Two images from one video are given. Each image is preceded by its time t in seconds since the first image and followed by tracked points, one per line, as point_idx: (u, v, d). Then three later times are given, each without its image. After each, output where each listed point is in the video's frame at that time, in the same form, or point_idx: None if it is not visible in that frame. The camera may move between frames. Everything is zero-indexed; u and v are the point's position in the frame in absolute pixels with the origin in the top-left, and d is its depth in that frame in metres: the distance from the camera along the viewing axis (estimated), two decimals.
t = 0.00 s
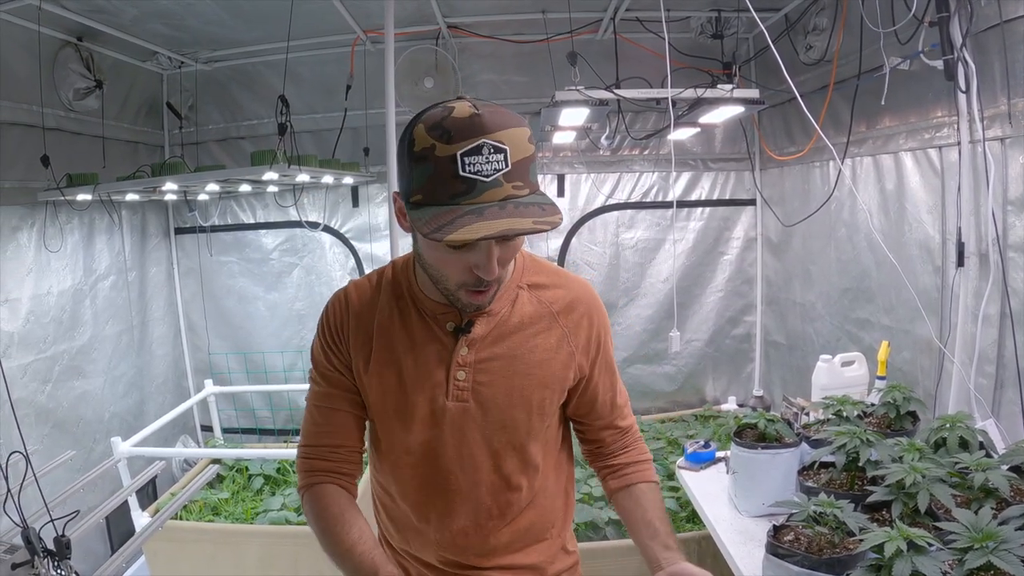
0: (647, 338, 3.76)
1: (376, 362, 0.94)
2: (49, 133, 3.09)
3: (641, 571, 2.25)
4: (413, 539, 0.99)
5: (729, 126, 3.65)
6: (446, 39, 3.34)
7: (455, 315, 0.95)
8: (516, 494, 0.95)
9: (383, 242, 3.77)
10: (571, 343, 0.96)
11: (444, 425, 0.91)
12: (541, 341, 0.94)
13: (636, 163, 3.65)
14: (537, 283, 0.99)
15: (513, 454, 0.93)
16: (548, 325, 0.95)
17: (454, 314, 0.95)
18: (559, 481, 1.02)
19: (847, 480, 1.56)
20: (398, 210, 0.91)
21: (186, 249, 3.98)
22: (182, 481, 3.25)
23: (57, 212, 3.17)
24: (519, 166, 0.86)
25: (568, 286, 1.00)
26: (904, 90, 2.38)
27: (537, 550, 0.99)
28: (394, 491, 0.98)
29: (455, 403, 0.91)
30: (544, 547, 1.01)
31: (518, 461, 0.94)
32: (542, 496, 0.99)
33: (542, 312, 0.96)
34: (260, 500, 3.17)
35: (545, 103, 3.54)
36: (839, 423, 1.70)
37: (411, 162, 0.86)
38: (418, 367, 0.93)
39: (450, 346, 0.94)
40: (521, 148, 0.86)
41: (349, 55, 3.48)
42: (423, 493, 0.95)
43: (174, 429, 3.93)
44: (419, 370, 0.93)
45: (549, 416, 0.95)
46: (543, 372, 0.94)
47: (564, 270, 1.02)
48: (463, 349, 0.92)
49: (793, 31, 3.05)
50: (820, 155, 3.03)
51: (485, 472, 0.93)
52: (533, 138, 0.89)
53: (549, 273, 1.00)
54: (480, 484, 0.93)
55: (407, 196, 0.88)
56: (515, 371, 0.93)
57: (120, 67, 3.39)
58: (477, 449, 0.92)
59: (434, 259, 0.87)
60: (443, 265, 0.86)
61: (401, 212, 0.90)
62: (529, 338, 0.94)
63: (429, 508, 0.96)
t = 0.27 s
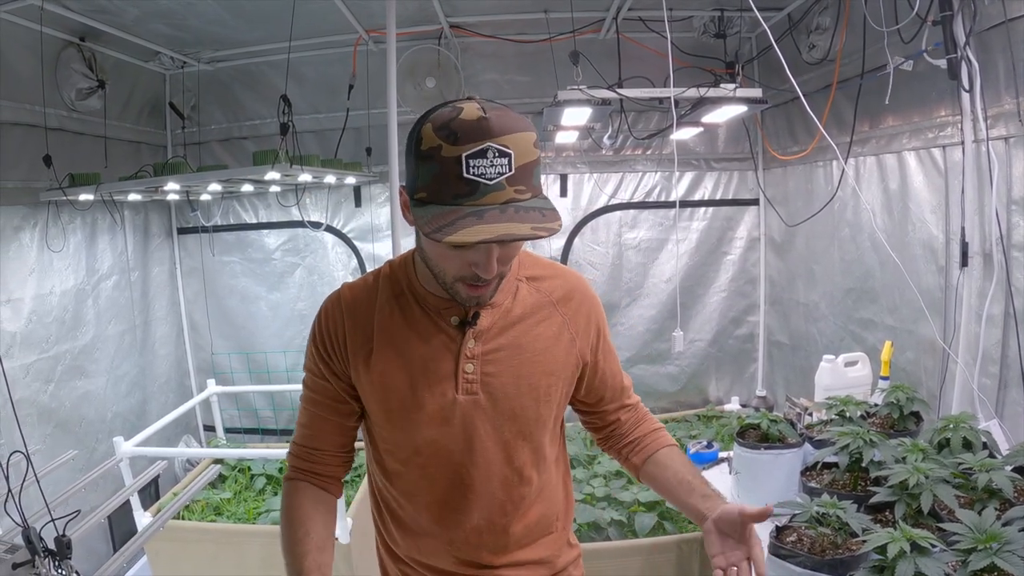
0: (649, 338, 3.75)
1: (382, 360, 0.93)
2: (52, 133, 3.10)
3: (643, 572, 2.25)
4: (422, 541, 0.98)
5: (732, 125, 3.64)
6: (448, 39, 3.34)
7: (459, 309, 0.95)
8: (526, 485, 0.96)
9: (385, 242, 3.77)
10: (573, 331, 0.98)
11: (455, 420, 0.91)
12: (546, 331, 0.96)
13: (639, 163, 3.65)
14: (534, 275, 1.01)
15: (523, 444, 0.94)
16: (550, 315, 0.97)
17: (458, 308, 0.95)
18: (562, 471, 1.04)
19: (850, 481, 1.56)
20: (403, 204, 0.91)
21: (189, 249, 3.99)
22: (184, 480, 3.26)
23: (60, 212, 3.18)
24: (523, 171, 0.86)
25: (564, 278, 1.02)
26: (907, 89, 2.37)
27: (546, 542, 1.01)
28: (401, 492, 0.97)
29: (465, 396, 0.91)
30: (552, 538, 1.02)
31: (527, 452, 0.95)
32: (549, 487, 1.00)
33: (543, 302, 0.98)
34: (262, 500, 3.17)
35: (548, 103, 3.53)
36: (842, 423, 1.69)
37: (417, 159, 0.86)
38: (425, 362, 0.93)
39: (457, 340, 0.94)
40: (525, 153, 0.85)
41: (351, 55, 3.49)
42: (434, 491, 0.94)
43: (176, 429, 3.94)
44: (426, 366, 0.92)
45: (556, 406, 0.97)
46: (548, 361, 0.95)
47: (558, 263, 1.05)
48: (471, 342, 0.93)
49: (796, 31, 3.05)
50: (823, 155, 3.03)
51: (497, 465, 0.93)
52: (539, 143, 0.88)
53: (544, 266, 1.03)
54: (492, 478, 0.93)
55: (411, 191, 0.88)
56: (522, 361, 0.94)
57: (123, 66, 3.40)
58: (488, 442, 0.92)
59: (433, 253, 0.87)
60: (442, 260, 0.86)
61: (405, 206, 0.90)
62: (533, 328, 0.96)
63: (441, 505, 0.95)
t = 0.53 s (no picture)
0: (652, 339, 3.75)
1: (383, 360, 0.94)
2: (55, 134, 3.11)
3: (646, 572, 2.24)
4: (429, 541, 0.99)
5: (735, 125, 3.63)
6: (451, 40, 3.35)
7: (459, 308, 0.95)
8: (529, 485, 0.96)
9: (388, 242, 3.78)
10: (573, 330, 0.98)
11: (456, 419, 0.91)
12: (546, 330, 0.96)
13: (642, 164, 3.64)
14: (534, 274, 1.01)
15: (525, 444, 0.94)
16: (550, 313, 0.97)
17: (458, 308, 0.96)
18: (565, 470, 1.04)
19: (853, 481, 1.55)
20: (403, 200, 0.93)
21: (192, 249, 4.00)
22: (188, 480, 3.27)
23: (63, 212, 3.19)
24: (516, 154, 0.86)
25: (564, 278, 1.02)
26: (910, 89, 2.36)
27: (552, 544, 1.00)
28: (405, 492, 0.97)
29: (465, 395, 0.91)
30: (559, 539, 1.01)
31: (529, 451, 0.95)
32: (554, 486, 1.00)
33: (543, 301, 0.98)
34: (265, 500, 3.17)
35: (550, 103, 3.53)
36: (845, 423, 1.69)
37: (412, 151, 0.87)
38: (425, 362, 0.93)
39: (457, 340, 0.94)
40: (518, 137, 0.86)
41: (354, 55, 3.50)
42: (438, 492, 0.94)
43: (179, 429, 3.95)
44: (426, 366, 0.93)
45: (557, 405, 0.97)
46: (548, 359, 0.94)
47: (558, 263, 1.04)
48: (470, 341, 0.93)
49: (799, 30, 3.04)
50: (826, 155, 3.02)
51: (500, 465, 0.93)
52: (530, 130, 0.89)
53: (545, 265, 1.02)
54: (495, 477, 0.93)
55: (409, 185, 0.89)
56: (521, 360, 0.94)
57: (125, 67, 3.42)
58: (489, 442, 0.92)
59: (430, 244, 0.88)
60: (441, 248, 0.87)
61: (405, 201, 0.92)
62: (533, 326, 0.95)
63: (444, 507, 0.95)
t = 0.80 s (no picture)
0: (654, 339, 3.75)
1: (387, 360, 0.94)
2: (58, 134, 3.12)
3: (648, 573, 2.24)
4: (435, 542, 0.99)
5: (737, 125, 3.63)
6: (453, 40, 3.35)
7: (464, 308, 0.96)
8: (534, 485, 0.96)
9: (391, 243, 3.78)
10: (577, 328, 0.98)
11: (461, 419, 0.91)
12: (551, 328, 0.96)
13: (644, 163, 3.64)
14: (539, 274, 1.02)
15: (530, 444, 0.94)
16: (554, 312, 0.98)
17: (464, 306, 0.96)
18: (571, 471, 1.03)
19: (855, 482, 1.54)
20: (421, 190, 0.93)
21: (195, 250, 4.02)
22: (191, 480, 3.28)
23: (67, 213, 3.21)
24: (534, 125, 0.92)
25: (569, 277, 1.03)
26: (913, 89, 2.36)
27: (558, 544, 1.00)
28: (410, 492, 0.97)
29: (469, 396, 0.91)
30: (565, 539, 1.01)
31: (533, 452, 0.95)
32: (559, 486, 1.00)
33: (547, 300, 0.99)
34: (268, 500, 3.18)
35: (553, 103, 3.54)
36: (848, 424, 1.68)
37: (436, 134, 0.88)
38: (429, 362, 0.93)
39: (461, 340, 0.94)
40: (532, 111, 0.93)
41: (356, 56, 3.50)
42: (443, 492, 0.94)
43: (182, 429, 3.96)
44: (430, 366, 0.93)
45: (562, 405, 0.97)
46: (553, 358, 0.95)
47: (562, 262, 1.06)
48: (475, 341, 0.93)
49: (801, 30, 3.03)
50: (828, 155, 3.02)
51: (505, 464, 0.93)
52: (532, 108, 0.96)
53: (550, 264, 1.04)
54: (500, 477, 0.93)
55: (433, 172, 0.89)
56: (527, 358, 0.94)
57: (128, 68, 3.43)
58: (494, 442, 0.92)
59: (455, 226, 0.89)
60: (475, 227, 0.88)
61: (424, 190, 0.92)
62: (538, 325, 0.96)
63: (450, 506, 0.95)
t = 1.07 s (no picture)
0: (656, 340, 3.75)
1: (407, 352, 0.95)
2: (61, 135, 3.13)
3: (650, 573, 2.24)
4: (449, 537, 0.98)
5: (740, 125, 3.62)
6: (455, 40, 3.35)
7: (482, 300, 0.99)
8: (551, 475, 0.97)
9: (393, 243, 3.79)
10: (591, 320, 1.03)
11: (481, 409, 0.93)
12: (565, 320, 1.00)
13: (647, 164, 3.64)
14: (549, 269, 1.07)
15: (548, 434, 0.96)
16: (568, 305, 1.02)
17: (482, 299, 0.99)
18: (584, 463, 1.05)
19: (857, 482, 1.54)
20: (457, 179, 0.93)
21: (198, 250, 4.03)
22: (193, 480, 3.29)
23: (70, 213, 3.22)
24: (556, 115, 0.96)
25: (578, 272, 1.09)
26: (915, 89, 2.36)
27: (572, 535, 1.01)
28: (426, 486, 0.97)
29: (490, 386, 0.94)
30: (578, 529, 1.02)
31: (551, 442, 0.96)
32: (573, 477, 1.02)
33: (561, 293, 1.03)
34: (270, 501, 3.19)
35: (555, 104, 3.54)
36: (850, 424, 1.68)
37: (476, 120, 0.90)
38: (449, 353, 0.95)
39: (480, 332, 0.97)
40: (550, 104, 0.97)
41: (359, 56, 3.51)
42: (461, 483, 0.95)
43: (185, 429, 3.97)
44: (450, 357, 0.95)
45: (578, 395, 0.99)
46: (569, 349, 0.99)
47: (569, 258, 1.11)
48: (494, 332, 0.96)
49: (804, 30, 3.03)
50: (831, 155, 3.01)
51: (523, 454, 0.94)
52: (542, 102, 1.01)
53: (559, 261, 1.09)
54: (519, 466, 0.95)
55: (472, 157, 0.91)
56: (545, 349, 0.97)
57: (130, 69, 3.44)
58: (512, 431, 0.94)
59: (493, 210, 0.91)
60: (517, 209, 0.89)
61: (461, 177, 0.93)
62: (553, 317, 1.00)
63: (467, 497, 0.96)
